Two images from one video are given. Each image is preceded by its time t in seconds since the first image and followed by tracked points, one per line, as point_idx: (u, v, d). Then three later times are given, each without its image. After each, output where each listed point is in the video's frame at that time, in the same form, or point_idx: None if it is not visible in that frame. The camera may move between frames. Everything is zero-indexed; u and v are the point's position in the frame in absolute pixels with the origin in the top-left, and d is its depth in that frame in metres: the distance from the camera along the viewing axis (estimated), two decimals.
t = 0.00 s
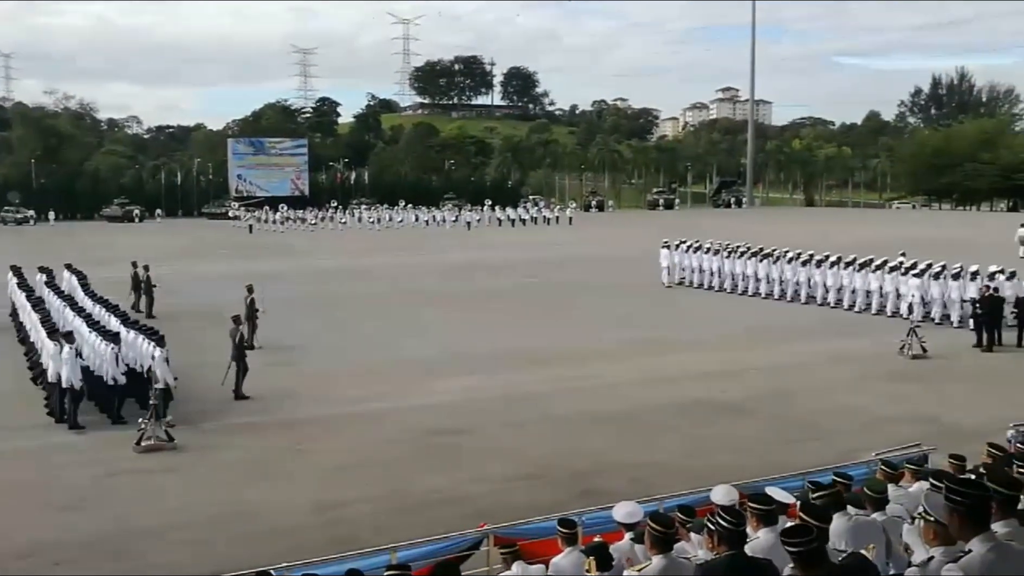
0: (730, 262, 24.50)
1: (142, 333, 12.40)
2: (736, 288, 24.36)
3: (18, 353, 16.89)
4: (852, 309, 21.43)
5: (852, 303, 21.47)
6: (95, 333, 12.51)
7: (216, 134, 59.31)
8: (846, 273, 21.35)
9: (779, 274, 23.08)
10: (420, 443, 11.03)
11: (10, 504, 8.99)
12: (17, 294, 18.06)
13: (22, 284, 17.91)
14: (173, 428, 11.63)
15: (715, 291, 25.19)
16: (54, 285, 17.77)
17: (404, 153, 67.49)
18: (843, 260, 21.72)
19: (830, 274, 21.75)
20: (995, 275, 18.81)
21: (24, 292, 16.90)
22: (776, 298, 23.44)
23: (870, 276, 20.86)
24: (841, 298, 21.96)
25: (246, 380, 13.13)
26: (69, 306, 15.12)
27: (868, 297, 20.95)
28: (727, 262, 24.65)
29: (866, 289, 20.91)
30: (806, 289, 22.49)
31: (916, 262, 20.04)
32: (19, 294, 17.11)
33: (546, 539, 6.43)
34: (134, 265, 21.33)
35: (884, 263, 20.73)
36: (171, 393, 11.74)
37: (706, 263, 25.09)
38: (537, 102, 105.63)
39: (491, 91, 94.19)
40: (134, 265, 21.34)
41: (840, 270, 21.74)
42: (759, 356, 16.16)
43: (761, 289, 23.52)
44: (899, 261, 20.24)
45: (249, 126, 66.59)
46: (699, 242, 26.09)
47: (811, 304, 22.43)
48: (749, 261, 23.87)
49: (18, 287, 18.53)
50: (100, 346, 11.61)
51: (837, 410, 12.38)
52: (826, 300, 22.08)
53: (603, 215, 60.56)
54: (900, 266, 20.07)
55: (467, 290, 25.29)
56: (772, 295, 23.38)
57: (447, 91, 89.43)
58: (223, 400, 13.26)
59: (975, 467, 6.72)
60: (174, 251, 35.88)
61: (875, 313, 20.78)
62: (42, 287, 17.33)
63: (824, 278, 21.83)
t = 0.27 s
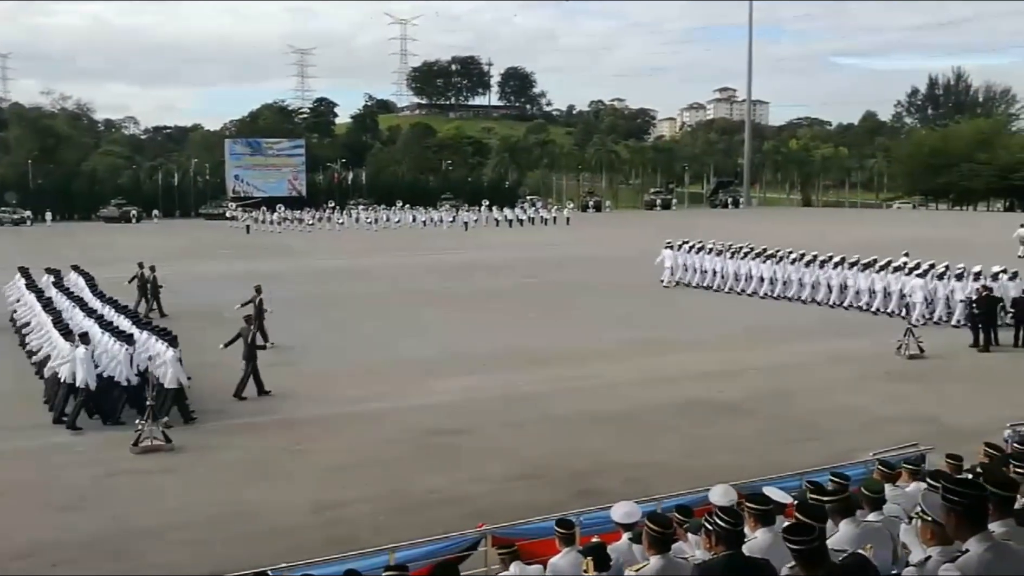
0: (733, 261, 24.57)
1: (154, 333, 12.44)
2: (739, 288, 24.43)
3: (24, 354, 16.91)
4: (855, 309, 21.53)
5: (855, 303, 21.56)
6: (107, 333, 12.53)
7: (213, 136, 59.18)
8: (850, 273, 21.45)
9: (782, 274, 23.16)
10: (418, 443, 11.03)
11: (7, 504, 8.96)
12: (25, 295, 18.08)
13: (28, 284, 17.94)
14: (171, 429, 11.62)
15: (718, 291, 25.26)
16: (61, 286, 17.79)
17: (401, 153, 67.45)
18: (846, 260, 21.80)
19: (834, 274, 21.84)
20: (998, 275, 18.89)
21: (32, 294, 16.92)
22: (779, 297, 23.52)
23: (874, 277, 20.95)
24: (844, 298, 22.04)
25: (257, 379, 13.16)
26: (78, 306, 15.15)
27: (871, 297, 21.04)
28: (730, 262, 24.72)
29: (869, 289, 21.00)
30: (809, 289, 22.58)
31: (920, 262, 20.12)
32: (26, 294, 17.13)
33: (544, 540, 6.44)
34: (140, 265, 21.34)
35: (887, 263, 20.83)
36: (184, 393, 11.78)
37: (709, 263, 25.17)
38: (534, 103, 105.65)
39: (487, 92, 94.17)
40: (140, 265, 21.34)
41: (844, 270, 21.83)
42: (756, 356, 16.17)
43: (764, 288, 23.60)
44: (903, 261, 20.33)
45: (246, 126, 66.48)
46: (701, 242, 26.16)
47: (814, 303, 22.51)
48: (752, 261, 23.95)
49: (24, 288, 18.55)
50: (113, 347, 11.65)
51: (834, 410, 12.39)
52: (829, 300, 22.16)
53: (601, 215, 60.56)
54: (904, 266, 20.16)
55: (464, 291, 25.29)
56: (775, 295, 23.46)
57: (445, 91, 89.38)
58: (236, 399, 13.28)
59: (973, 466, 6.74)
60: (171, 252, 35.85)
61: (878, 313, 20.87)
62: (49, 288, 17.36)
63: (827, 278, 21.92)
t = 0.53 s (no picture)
0: (736, 260, 24.68)
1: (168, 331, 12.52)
2: (742, 286, 24.52)
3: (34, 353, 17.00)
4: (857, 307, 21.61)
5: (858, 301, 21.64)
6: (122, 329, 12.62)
7: (208, 137, 59.08)
8: (853, 272, 21.53)
9: (785, 272, 23.24)
10: (411, 443, 11.04)
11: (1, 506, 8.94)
12: (31, 296, 18.08)
13: (37, 284, 18.03)
14: (165, 430, 11.59)
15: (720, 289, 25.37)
16: (69, 286, 17.87)
17: (396, 154, 67.41)
18: (848, 258, 21.88)
19: (837, 272, 21.92)
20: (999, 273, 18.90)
21: (39, 294, 16.95)
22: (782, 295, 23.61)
23: (876, 275, 21.01)
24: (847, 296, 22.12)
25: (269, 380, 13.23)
26: (90, 305, 15.23)
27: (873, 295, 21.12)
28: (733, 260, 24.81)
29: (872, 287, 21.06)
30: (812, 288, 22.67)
31: (921, 260, 20.19)
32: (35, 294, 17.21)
33: (539, 540, 6.44)
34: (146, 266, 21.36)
35: (890, 262, 20.89)
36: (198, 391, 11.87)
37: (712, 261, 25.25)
38: (529, 103, 105.67)
39: (482, 92, 94.15)
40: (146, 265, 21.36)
41: (847, 268, 21.90)
42: (752, 355, 16.19)
43: (767, 287, 23.68)
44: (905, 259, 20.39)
45: (240, 127, 66.40)
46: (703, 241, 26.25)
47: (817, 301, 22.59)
48: (755, 260, 24.06)
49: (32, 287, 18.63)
50: (129, 345, 11.73)
51: (827, 409, 12.41)
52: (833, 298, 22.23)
53: (595, 215, 60.63)
54: (905, 264, 20.21)
55: (460, 291, 25.29)
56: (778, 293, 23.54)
57: (439, 91, 89.32)
58: (248, 399, 13.35)
59: (968, 465, 6.76)
60: (166, 253, 35.83)
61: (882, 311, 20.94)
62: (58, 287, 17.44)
63: (830, 276, 22.00)
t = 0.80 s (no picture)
0: (731, 260, 24.79)
1: (171, 331, 12.49)
2: (739, 285, 24.61)
3: (34, 353, 16.96)
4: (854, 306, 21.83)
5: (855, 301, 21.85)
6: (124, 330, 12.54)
7: (196, 137, 58.86)
8: (850, 271, 21.66)
9: (781, 272, 23.43)
10: (400, 443, 11.04)
11: None
12: (29, 296, 17.96)
13: (35, 285, 17.97)
14: (154, 431, 11.55)
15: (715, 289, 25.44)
16: (67, 286, 17.80)
17: (385, 154, 67.25)
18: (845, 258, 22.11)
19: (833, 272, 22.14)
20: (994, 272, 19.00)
21: (37, 294, 16.83)
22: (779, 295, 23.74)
23: (872, 274, 21.15)
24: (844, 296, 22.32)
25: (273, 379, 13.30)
26: (90, 305, 15.18)
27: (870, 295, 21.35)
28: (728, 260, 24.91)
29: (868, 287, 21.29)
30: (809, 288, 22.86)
31: (917, 260, 20.43)
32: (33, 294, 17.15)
33: (529, 540, 6.46)
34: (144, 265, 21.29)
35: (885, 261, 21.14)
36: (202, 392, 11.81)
37: (708, 261, 25.36)
38: (518, 103, 105.66)
39: (471, 92, 94.09)
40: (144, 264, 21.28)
41: (843, 268, 22.08)
42: (742, 355, 16.24)
43: (764, 286, 23.82)
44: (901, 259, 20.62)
45: (228, 127, 66.20)
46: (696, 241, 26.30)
47: (814, 301, 22.72)
48: (751, 260, 24.21)
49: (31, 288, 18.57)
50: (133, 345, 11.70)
51: (815, 408, 12.47)
52: (830, 297, 22.37)
53: (584, 215, 60.69)
54: (901, 264, 20.46)
55: (450, 291, 25.29)
56: (776, 292, 23.67)
57: (429, 91, 89.19)
58: (249, 396, 13.45)
59: (955, 464, 6.81)
60: (155, 253, 35.74)
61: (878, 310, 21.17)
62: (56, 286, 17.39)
63: (827, 276, 22.23)
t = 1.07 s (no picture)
0: (730, 259, 24.95)
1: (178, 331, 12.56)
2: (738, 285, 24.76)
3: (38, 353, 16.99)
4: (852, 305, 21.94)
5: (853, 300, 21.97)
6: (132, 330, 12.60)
7: (185, 138, 58.67)
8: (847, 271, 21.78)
9: (780, 271, 23.57)
10: (391, 444, 11.04)
11: None
12: (31, 296, 18.00)
13: (37, 286, 17.99)
14: (143, 433, 11.52)
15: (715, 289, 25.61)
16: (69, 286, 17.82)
17: (376, 155, 67.09)
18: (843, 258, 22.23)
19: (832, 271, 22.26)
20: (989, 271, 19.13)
21: (40, 294, 16.87)
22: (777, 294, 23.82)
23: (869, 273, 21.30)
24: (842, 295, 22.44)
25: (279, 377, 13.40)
26: (95, 305, 15.21)
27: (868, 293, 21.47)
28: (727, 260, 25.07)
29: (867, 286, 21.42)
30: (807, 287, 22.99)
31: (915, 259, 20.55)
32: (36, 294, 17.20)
33: (519, 541, 6.46)
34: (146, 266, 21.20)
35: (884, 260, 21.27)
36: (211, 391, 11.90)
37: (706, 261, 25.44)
38: (509, 103, 105.68)
39: (462, 92, 94.01)
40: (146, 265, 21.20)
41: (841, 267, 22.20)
42: (734, 355, 16.27)
43: (762, 285, 23.92)
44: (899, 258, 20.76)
45: (218, 128, 66.00)
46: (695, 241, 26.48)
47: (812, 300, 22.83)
48: (750, 259, 24.35)
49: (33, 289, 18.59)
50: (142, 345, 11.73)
51: (806, 408, 12.50)
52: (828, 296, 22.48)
53: (575, 216, 60.71)
54: (900, 263, 20.60)
55: (442, 292, 25.26)
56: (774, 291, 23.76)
57: (419, 92, 89.05)
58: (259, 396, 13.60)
59: (945, 462, 6.85)
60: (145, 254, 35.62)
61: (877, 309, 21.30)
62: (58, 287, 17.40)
63: (825, 275, 22.35)
